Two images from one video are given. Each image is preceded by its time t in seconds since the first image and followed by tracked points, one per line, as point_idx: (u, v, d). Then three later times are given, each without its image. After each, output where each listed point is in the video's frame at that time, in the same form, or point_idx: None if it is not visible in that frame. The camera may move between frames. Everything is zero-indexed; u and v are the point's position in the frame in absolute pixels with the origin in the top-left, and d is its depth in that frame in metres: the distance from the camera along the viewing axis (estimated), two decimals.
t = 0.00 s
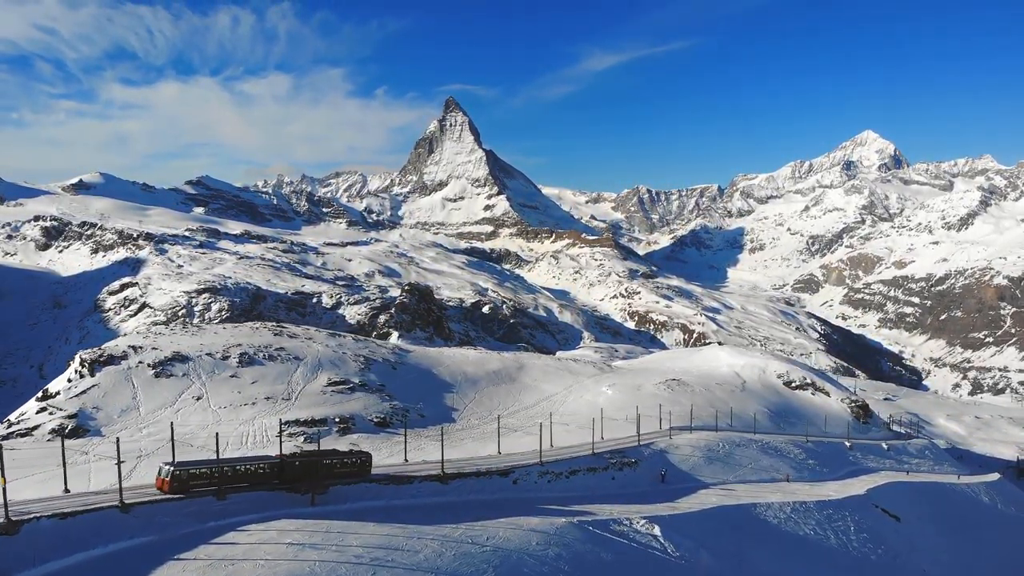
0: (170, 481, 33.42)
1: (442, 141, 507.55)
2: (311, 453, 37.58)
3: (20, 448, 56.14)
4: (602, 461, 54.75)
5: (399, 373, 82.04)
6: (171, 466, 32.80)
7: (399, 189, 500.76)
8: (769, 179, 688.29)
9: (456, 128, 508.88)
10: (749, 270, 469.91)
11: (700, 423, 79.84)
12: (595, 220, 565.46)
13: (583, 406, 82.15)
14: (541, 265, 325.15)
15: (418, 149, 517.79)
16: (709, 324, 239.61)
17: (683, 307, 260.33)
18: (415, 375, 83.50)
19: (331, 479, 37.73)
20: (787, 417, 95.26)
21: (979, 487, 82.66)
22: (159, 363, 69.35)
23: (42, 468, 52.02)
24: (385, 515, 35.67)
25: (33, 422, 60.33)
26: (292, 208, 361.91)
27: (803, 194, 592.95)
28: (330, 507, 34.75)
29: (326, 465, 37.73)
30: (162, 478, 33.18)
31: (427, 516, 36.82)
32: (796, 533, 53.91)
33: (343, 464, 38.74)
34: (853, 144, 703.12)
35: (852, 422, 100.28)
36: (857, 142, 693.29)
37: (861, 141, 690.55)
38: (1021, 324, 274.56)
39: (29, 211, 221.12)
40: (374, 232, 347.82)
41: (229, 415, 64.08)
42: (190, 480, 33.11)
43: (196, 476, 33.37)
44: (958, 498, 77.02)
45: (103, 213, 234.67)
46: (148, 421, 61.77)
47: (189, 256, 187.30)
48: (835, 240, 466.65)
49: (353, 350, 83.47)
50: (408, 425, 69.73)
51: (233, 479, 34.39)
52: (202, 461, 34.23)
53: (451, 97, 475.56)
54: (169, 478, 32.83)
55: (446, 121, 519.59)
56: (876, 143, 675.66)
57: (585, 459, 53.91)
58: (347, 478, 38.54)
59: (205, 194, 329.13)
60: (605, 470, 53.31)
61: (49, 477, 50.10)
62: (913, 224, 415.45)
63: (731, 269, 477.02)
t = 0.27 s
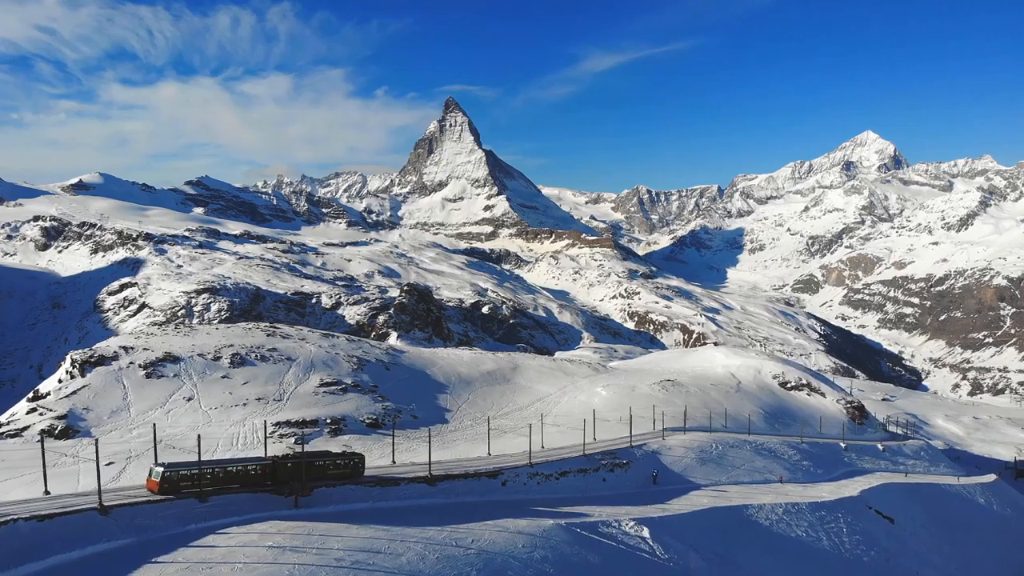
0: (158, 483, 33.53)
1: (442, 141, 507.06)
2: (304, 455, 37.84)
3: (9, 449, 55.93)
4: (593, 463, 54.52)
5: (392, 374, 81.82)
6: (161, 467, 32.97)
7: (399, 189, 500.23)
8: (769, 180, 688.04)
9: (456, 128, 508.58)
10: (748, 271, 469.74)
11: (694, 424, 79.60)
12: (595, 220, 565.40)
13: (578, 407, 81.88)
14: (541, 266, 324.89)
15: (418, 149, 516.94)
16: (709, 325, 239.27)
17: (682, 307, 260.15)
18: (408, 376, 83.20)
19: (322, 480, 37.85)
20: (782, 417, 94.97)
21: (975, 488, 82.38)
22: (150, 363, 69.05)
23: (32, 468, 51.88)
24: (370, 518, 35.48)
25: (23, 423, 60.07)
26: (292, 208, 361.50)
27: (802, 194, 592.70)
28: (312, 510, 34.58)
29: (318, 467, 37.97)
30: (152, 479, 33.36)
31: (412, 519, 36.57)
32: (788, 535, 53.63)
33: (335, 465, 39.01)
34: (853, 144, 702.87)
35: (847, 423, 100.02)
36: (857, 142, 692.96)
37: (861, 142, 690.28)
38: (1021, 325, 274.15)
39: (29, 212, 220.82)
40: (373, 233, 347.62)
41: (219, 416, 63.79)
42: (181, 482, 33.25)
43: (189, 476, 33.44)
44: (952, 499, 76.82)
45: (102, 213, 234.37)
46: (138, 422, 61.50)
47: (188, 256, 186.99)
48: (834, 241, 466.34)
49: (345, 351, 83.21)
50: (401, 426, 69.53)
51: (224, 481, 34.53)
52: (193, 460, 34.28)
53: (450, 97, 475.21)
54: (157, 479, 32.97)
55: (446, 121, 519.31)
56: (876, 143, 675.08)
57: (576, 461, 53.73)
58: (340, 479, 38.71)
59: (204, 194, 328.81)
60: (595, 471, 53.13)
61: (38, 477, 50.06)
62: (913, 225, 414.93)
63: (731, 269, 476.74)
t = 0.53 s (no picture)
0: (150, 483, 33.65)
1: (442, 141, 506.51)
2: (296, 455, 37.82)
3: None
4: (584, 463, 54.31)
5: (385, 375, 81.58)
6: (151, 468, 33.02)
7: (399, 189, 499.90)
8: (769, 180, 687.99)
9: (455, 128, 508.29)
10: (748, 271, 469.60)
11: (688, 425, 79.40)
12: (595, 220, 565.18)
13: (572, 408, 81.69)
14: (540, 265, 324.58)
15: (418, 149, 516.18)
16: (709, 325, 239.04)
17: (682, 307, 259.96)
18: (402, 377, 82.95)
19: (313, 481, 37.79)
20: (777, 418, 94.78)
21: (971, 488, 82.12)
22: (141, 364, 68.81)
23: (21, 469, 51.71)
24: (354, 519, 35.33)
25: (12, 424, 59.75)
26: (292, 208, 361.21)
27: (802, 194, 592.27)
28: (296, 511, 34.43)
29: (310, 467, 37.95)
30: (143, 481, 33.45)
31: (397, 520, 36.31)
32: (780, 536, 53.40)
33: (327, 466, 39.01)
34: (853, 144, 702.63)
35: (843, 424, 99.71)
36: (857, 142, 692.86)
37: (861, 142, 690.28)
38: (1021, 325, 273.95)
39: (29, 211, 220.66)
40: (373, 232, 347.42)
41: (210, 417, 63.58)
42: (170, 482, 33.21)
43: (178, 476, 33.39)
44: (947, 500, 76.59)
45: (102, 213, 234.15)
46: (128, 423, 61.29)
47: (187, 256, 186.69)
48: (834, 241, 466.04)
49: (339, 351, 82.95)
50: (393, 427, 69.30)
51: (214, 481, 34.47)
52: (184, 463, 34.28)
53: (450, 97, 474.80)
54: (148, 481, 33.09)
55: (446, 121, 518.94)
56: (876, 143, 674.53)
57: (567, 462, 53.52)
58: (331, 480, 38.74)
59: (204, 194, 328.55)
60: (586, 472, 52.93)
61: (27, 478, 49.87)
62: (913, 225, 414.56)
63: (731, 269, 476.48)
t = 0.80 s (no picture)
0: (143, 483, 33.78)
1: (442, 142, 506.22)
2: (290, 457, 37.87)
3: None
4: (575, 464, 54.11)
5: (379, 375, 81.34)
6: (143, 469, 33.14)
7: (399, 189, 499.54)
8: (769, 180, 687.94)
9: (455, 128, 507.95)
10: (748, 271, 469.41)
11: (683, 425, 79.22)
12: (595, 220, 564.95)
13: (567, 408, 81.49)
14: (541, 265, 324.33)
15: (418, 149, 516.10)
16: (709, 325, 238.83)
17: (682, 307, 259.78)
18: (396, 377, 82.75)
19: (304, 482, 37.73)
20: (773, 419, 94.53)
21: (967, 489, 81.90)
22: (133, 364, 68.60)
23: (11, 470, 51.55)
24: (341, 521, 35.12)
25: (3, 424, 59.51)
26: (292, 208, 360.85)
27: (802, 194, 591.93)
28: (281, 513, 34.25)
29: (304, 468, 37.83)
30: (136, 481, 33.59)
31: (383, 522, 36.07)
32: (772, 538, 53.21)
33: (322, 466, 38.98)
34: (853, 144, 702.55)
35: (839, 424, 99.45)
36: (857, 142, 692.86)
37: (861, 142, 690.27)
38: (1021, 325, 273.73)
39: (29, 211, 220.43)
40: (373, 233, 347.26)
41: (202, 417, 63.36)
42: (161, 484, 33.37)
43: (169, 477, 33.61)
44: (942, 500, 76.34)
45: (102, 213, 233.94)
46: (120, 424, 61.05)
47: (187, 256, 186.41)
48: (834, 241, 465.87)
49: (332, 351, 82.73)
50: (386, 427, 69.10)
51: (206, 482, 34.60)
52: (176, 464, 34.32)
53: (450, 97, 474.42)
54: (140, 482, 33.20)
55: (445, 121, 518.60)
56: (876, 143, 674.41)
57: (559, 463, 53.33)
58: (324, 480, 38.68)
59: (204, 194, 328.24)
60: (578, 473, 52.73)
61: (17, 479, 49.71)
62: (913, 225, 414.20)
63: (732, 269, 476.21)
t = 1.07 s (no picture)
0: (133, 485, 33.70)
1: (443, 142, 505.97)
2: (283, 458, 37.93)
3: None
4: (567, 465, 53.89)
5: (373, 376, 81.09)
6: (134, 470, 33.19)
7: (400, 189, 499.40)
8: (770, 180, 687.55)
9: (456, 128, 507.64)
10: (749, 271, 469.10)
11: (677, 426, 79.00)
12: (595, 220, 564.63)
13: (562, 408, 81.25)
14: (541, 265, 324.07)
15: (419, 150, 515.96)
16: (710, 325, 238.55)
17: (683, 307, 259.53)
18: (390, 378, 82.50)
19: (295, 484, 37.58)
20: (769, 419, 94.22)
21: (964, 490, 81.49)
22: (125, 364, 68.32)
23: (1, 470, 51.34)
24: (325, 523, 34.83)
25: None
26: (292, 208, 360.60)
27: (803, 194, 591.52)
28: (265, 515, 33.98)
29: (298, 469, 37.95)
30: (126, 482, 33.51)
31: (369, 524, 35.82)
32: (764, 539, 52.88)
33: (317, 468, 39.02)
34: (854, 145, 702.15)
35: (836, 425, 99.09)
36: (858, 142, 692.41)
37: (862, 142, 689.74)
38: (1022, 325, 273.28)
39: (30, 212, 220.41)
40: (374, 233, 347.17)
41: (193, 418, 63.10)
42: (151, 484, 33.26)
43: (160, 478, 33.51)
44: (938, 502, 75.96)
45: (102, 213, 233.85)
46: (111, 424, 60.78)
47: (187, 256, 186.24)
48: (835, 241, 465.47)
49: (326, 352, 82.49)
50: (379, 428, 68.85)
51: (197, 483, 34.52)
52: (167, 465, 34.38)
53: (451, 97, 474.09)
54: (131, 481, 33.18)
55: (446, 121, 518.42)
56: (877, 143, 673.92)
57: (550, 464, 53.11)
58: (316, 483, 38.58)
59: (204, 194, 328.14)
60: (569, 474, 52.52)
61: (6, 480, 49.47)
62: (914, 225, 413.58)
63: (732, 269, 475.83)
